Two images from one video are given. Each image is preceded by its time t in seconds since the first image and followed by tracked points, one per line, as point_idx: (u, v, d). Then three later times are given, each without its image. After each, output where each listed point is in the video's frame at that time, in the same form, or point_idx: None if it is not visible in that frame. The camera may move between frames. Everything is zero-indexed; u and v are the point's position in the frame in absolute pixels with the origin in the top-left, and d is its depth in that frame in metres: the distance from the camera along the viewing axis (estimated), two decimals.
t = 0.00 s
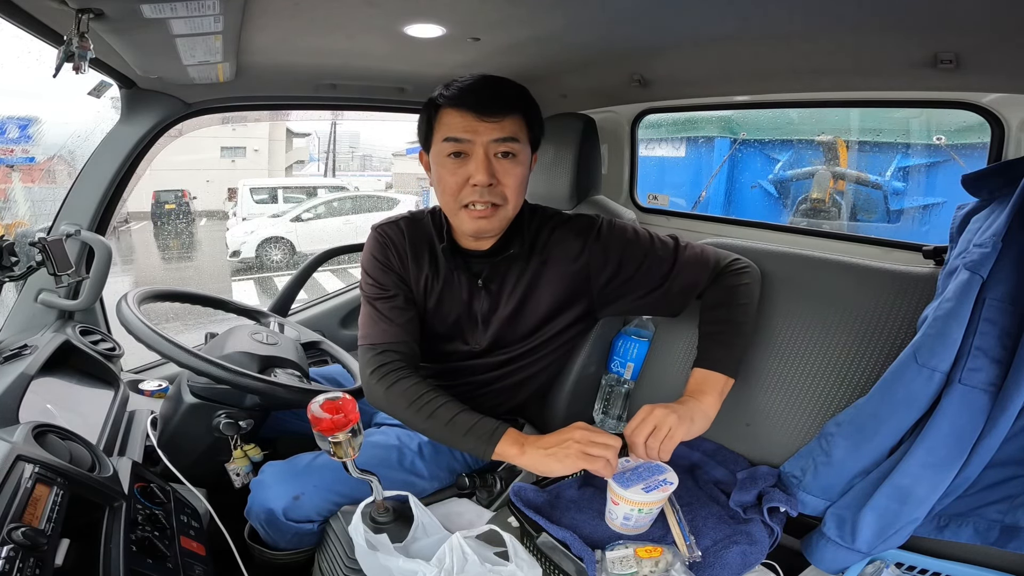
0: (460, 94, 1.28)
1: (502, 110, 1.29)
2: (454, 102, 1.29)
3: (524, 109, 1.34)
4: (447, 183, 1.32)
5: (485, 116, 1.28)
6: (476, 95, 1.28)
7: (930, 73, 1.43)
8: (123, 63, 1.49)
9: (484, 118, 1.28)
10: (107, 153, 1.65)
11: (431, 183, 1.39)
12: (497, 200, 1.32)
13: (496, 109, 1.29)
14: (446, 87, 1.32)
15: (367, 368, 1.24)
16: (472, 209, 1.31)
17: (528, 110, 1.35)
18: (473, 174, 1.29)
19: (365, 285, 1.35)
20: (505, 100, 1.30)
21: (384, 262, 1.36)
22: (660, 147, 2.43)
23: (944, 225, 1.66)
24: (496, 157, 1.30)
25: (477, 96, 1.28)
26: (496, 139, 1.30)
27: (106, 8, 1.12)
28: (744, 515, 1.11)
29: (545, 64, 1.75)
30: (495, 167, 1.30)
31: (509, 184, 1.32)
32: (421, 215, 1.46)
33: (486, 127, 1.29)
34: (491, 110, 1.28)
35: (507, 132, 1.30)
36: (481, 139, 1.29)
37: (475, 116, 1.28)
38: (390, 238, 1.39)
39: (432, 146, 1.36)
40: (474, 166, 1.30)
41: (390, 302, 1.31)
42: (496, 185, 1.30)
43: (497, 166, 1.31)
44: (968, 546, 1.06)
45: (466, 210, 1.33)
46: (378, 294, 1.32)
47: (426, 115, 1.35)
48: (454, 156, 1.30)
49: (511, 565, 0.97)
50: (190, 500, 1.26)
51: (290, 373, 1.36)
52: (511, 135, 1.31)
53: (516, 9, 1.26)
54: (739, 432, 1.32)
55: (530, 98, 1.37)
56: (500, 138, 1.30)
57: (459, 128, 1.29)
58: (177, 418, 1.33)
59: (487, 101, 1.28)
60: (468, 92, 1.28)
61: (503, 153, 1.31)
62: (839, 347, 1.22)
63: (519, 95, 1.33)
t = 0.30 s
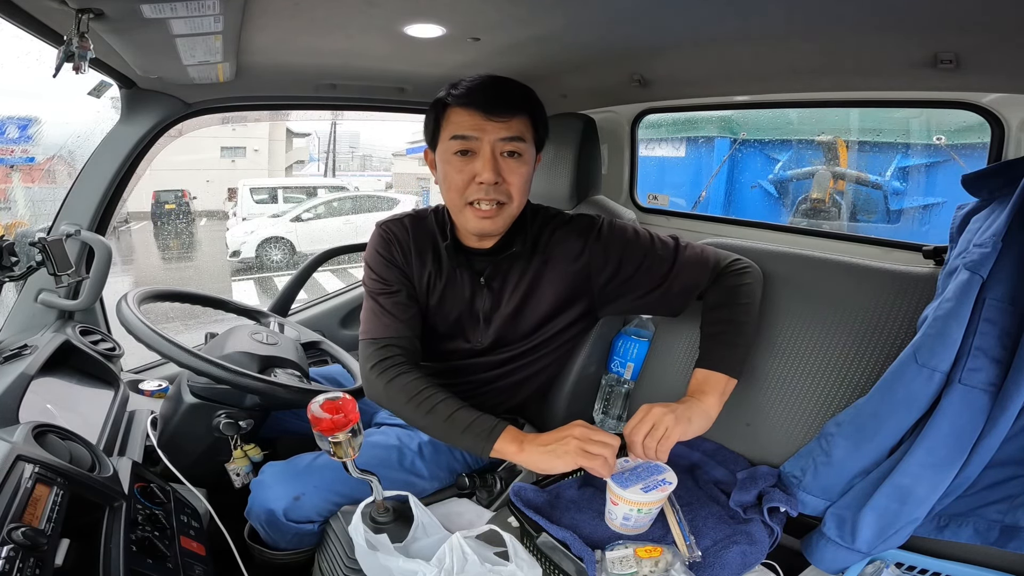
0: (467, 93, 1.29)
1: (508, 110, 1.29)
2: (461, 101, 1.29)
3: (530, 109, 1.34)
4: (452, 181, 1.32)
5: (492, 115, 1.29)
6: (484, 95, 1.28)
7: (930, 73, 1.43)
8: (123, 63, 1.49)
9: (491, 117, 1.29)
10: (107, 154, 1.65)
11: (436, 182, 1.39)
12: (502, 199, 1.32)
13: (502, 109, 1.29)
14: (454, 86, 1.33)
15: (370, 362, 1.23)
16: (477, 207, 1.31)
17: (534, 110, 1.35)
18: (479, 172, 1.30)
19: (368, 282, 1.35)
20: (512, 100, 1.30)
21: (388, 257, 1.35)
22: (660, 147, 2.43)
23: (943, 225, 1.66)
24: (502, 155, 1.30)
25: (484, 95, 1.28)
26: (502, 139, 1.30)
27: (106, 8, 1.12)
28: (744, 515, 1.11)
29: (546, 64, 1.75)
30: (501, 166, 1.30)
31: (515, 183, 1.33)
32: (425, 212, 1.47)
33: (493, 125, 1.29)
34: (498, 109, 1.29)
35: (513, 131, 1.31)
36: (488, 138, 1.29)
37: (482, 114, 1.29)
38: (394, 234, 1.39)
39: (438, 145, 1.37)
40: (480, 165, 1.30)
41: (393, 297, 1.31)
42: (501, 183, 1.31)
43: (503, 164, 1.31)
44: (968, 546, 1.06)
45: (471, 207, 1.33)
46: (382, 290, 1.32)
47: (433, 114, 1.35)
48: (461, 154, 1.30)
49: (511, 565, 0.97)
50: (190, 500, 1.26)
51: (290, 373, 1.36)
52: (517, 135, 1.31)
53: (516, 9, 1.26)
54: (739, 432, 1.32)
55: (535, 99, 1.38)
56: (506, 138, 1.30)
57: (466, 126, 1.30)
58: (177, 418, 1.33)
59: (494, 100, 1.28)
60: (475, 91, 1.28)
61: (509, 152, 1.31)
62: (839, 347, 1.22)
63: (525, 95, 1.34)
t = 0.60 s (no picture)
0: (469, 93, 1.31)
1: (510, 110, 1.31)
2: (464, 101, 1.31)
3: (530, 109, 1.35)
4: (453, 178, 1.34)
5: (494, 114, 1.30)
6: (486, 95, 1.29)
7: (930, 73, 1.43)
8: (123, 63, 1.49)
9: (493, 117, 1.30)
10: (107, 154, 1.65)
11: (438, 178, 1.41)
12: (502, 197, 1.34)
13: (504, 109, 1.30)
14: (458, 85, 1.34)
15: (377, 360, 1.31)
16: (477, 203, 1.33)
17: (534, 111, 1.37)
18: (480, 170, 1.32)
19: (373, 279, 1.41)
20: (514, 100, 1.31)
21: (390, 256, 1.40)
22: (660, 147, 2.43)
23: (943, 225, 1.66)
24: (503, 154, 1.32)
25: (487, 96, 1.30)
26: (503, 138, 1.32)
27: (106, 8, 1.12)
28: (744, 515, 1.11)
29: (546, 64, 1.75)
30: (501, 165, 1.32)
31: (515, 182, 1.34)
32: (428, 210, 1.50)
33: (495, 125, 1.31)
34: (500, 109, 1.30)
35: (514, 131, 1.32)
36: (489, 137, 1.31)
37: (485, 113, 1.30)
38: (396, 232, 1.43)
39: (441, 143, 1.39)
40: (480, 163, 1.32)
41: (395, 294, 1.36)
42: (501, 181, 1.32)
43: (504, 163, 1.33)
44: (968, 546, 1.06)
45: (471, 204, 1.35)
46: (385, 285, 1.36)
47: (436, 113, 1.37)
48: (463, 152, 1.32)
49: (511, 565, 0.97)
50: (190, 500, 1.26)
51: (290, 373, 1.36)
52: (518, 135, 1.33)
53: (516, 9, 1.26)
54: (739, 432, 1.31)
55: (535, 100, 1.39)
56: (507, 138, 1.32)
57: (468, 125, 1.31)
58: (177, 418, 1.33)
59: (496, 100, 1.30)
60: (478, 91, 1.30)
61: (510, 151, 1.33)
62: (838, 347, 1.22)
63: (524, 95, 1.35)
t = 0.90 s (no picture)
0: (459, 96, 1.32)
1: (501, 113, 1.31)
2: (454, 104, 1.32)
3: (521, 113, 1.35)
4: (445, 179, 1.36)
5: (487, 117, 1.31)
6: (475, 99, 1.30)
7: (930, 73, 1.43)
8: (123, 63, 1.49)
9: (485, 120, 1.31)
10: (107, 154, 1.65)
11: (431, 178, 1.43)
12: (495, 199, 1.35)
13: (496, 113, 1.31)
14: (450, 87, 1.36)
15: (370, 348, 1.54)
16: (469, 204, 1.35)
17: (525, 114, 1.37)
18: (472, 172, 1.33)
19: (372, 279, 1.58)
20: (505, 103, 1.32)
21: (385, 258, 1.54)
22: (660, 147, 2.43)
23: (944, 225, 1.66)
24: (495, 157, 1.34)
25: (476, 100, 1.30)
26: (495, 141, 1.33)
27: (106, 8, 1.12)
28: (744, 515, 1.11)
29: (546, 65, 1.75)
30: (493, 167, 1.34)
31: (507, 184, 1.35)
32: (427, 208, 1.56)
33: (487, 128, 1.32)
34: (490, 113, 1.31)
35: (505, 134, 1.33)
36: (481, 140, 1.32)
37: (477, 116, 1.31)
38: (393, 234, 1.53)
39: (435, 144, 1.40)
40: (472, 166, 1.33)
41: (384, 294, 1.54)
42: (493, 183, 1.34)
43: (495, 166, 1.34)
44: (968, 546, 1.05)
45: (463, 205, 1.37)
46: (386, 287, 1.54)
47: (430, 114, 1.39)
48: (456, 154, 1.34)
49: (511, 565, 0.97)
50: (190, 500, 1.26)
51: (290, 373, 1.36)
52: (510, 137, 1.34)
53: (516, 9, 1.26)
54: (739, 432, 1.30)
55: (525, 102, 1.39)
56: (500, 141, 1.33)
57: (461, 128, 1.32)
58: (177, 418, 1.33)
59: (485, 105, 1.30)
60: (469, 95, 1.31)
61: (501, 154, 1.34)
62: (837, 345, 1.22)
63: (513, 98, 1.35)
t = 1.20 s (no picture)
0: (407, 112, 1.27)
1: (451, 128, 1.27)
2: (403, 121, 1.28)
3: (473, 122, 1.30)
4: (403, 198, 1.34)
5: (436, 135, 1.27)
6: (423, 117, 1.26)
7: (930, 73, 1.43)
8: (124, 63, 1.49)
9: (435, 137, 1.27)
10: (106, 154, 1.65)
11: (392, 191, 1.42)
12: (456, 212, 1.34)
13: (448, 129, 1.27)
14: (402, 98, 1.31)
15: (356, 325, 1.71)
16: (431, 220, 1.35)
17: (479, 122, 1.31)
18: (428, 192, 1.30)
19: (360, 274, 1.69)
20: (454, 116, 1.27)
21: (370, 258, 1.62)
22: (660, 147, 2.43)
23: (944, 225, 1.66)
24: (450, 173, 1.30)
25: (425, 118, 1.26)
26: (448, 157, 1.29)
27: (106, 8, 1.12)
28: (744, 515, 1.11)
29: (546, 65, 1.75)
30: (449, 184, 1.31)
31: (467, 197, 1.33)
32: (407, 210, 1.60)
33: (438, 146, 1.28)
34: (439, 130, 1.26)
35: (459, 148, 1.29)
36: (433, 157, 1.28)
37: (426, 135, 1.27)
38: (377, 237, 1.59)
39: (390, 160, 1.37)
40: (427, 185, 1.31)
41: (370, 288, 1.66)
42: (452, 199, 1.32)
43: (452, 181, 1.31)
44: (968, 546, 1.05)
45: (426, 220, 1.37)
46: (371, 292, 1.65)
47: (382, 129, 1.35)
48: (410, 173, 1.31)
49: (511, 565, 0.97)
50: (190, 500, 1.26)
51: (290, 373, 1.36)
52: (464, 151, 1.29)
53: (516, 9, 1.26)
54: (738, 432, 1.30)
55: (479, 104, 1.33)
56: (454, 156, 1.29)
57: (411, 148, 1.29)
58: (177, 417, 1.33)
59: (433, 123, 1.26)
60: (417, 111, 1.26)
61: (457, 169, 1.30)
62: (838, 346, 1.21)
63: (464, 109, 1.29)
